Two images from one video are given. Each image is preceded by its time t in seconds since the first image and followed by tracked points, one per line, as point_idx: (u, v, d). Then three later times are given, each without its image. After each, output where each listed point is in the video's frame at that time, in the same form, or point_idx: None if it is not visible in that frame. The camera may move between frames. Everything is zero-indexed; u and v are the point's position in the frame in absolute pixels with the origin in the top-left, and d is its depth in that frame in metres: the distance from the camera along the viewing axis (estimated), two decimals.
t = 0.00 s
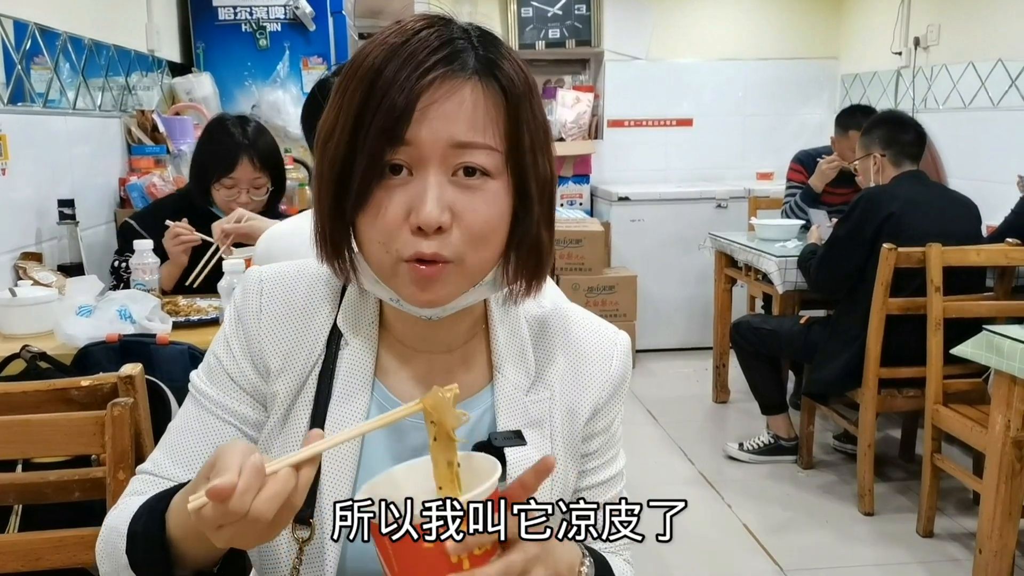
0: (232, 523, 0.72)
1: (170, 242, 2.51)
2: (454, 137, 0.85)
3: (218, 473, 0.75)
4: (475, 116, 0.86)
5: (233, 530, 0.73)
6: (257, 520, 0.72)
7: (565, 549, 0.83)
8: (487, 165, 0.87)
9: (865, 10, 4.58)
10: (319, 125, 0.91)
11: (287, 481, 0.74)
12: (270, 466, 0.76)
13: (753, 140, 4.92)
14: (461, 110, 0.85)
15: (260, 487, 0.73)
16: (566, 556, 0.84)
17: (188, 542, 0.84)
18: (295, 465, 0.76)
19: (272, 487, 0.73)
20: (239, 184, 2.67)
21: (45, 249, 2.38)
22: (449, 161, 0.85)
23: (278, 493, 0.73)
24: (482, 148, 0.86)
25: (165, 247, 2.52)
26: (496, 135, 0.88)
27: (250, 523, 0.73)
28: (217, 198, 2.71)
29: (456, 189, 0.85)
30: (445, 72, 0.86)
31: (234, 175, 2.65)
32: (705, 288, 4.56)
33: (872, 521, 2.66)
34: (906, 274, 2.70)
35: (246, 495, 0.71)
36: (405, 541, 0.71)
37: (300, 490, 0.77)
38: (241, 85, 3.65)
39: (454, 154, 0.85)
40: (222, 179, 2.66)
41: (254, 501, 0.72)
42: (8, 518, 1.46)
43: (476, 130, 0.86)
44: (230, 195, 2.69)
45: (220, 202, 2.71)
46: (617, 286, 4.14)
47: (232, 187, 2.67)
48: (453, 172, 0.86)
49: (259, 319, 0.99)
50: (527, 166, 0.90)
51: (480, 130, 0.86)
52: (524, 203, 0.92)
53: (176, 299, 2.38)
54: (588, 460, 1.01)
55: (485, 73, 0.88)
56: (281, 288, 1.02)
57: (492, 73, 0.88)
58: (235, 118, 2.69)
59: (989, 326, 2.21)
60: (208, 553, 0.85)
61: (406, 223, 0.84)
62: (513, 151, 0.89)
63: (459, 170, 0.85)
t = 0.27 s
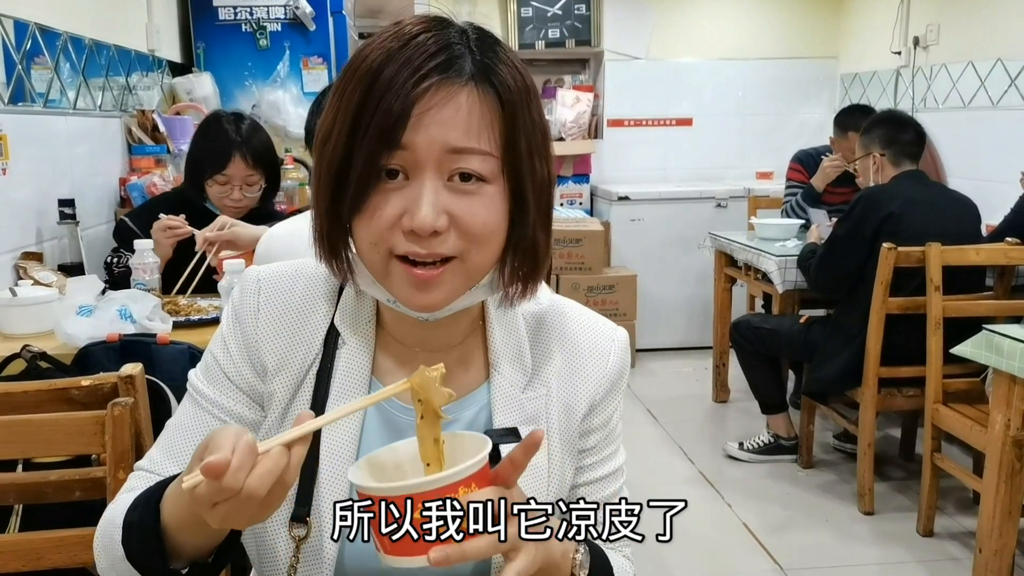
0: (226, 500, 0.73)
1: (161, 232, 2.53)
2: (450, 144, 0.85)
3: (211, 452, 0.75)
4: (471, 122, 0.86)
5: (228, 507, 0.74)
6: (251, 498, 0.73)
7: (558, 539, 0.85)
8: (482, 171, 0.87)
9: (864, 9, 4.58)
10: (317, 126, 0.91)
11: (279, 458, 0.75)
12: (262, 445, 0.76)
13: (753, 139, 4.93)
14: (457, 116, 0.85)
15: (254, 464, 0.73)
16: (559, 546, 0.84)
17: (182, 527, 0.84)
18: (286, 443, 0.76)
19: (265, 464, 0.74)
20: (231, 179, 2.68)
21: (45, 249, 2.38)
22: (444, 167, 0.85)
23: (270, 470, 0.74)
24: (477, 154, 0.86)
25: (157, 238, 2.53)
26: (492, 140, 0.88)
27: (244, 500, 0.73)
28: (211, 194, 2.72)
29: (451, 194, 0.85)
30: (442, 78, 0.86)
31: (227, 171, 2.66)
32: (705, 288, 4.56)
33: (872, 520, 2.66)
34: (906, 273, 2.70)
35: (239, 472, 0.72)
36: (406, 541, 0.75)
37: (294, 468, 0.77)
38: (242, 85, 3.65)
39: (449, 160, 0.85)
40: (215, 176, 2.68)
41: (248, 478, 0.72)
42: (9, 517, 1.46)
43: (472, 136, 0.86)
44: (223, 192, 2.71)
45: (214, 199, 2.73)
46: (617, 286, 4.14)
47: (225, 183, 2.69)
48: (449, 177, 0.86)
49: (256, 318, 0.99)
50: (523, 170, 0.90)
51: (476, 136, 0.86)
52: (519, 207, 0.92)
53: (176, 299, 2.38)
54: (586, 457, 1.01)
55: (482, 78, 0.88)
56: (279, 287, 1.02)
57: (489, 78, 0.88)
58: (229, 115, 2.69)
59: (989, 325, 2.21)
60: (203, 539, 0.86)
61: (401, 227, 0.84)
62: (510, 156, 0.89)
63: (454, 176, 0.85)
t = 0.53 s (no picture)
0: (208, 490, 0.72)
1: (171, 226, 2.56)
2: (452, 161, 0.83)
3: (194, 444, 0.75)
4: (475, 140, 0.84)
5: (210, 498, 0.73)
6: (234, 489, 0.72)
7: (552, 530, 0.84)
8: (485, 187, 0.86)
9: (864, 8, 4.58)
10: (318, 134, 0.89)
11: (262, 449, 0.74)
12: (246, 435, 0.75)
13: (753, 139, 4.92)
14: (460, 133, 0.84)
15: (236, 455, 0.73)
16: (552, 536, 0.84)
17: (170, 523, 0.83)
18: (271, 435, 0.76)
19: (247, 455, 0.73)
20: (224, 177, 2.67)
21: (45, 249, 2.38)
22: (446, 184, 0.84)
23: (252, 462, 0.73)
24: (480, 171, 0.85)
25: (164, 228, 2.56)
26: (495, 155, 0.86)
27: (228, 491, 0.73)
28: (203, 192, 2.72)
29: (454, 211, 0.84)
30: (446, 93, 0.84)
31: (219, 169, 2.66)
32: (705, 287, 4.55)
33: (872, 520, 2.66)
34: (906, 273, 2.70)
35: (220, 463, 0.71)
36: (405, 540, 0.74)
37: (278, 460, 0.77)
38: (241, 84, 3.64)
39: (452, 178, 0.84)
40: (207, 175, 2.67)
41: (230, 468, 0.72)
42: (8, 518, 1.46)
43: (474, 153, 0.84)
44: (215, 191, 2.70)
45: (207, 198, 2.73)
46: (617, 286, 4.14)
47: (217, 181, 2.68)
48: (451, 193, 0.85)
49: (255, 317, 0.99)
50: (525, 184, 0.89)
51: (479, 153, 0.85)
52: (521, 219, 0.90)
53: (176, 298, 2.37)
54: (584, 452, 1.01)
55: (486, 92, 0.86)
56: (279, 286, 1.02)
57: (492, 91, 0.86)
58: (225, 113, 2.68)
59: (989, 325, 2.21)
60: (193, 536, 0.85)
61: (403, 244, 0.84)
62: (512, 170, 0.88)
63: (456, 193, 0.84)
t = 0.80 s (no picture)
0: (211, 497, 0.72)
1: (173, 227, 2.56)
2: (452, 172, 0.82)
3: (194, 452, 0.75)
4: (476, 151, 0.82)
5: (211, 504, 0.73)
6: (238, 494, 0.72)
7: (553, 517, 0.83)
8: (485, 200, 0.84)
9: (865, 8, 4.58)
10: (317, 136, 0.87)
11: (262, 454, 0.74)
12: (246, 441, 0.75)
13: (753, 139, 4.92)
14: (462, 144, 0.82)
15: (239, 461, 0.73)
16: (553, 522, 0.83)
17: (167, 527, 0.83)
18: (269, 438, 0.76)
19: (248, 460, 0.73)
20: (224, 176, 2.68)
21: (46, 248, 2.38)
22: (446, 195, 0.82)
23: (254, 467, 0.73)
24: (480, 182, 0.83)
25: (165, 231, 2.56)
26: (496, 166, 0.85)
27: (229, 497, 0.73)
28: (203, 189, 2.72)
29: (452, 222, 0.83)
30: (448, 103, 0.82)
31: (218, 167, 2.66)
32: (706, 287, 4.55)
33: (872, 520, 2.66)
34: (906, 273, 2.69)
35: (223, 470, 0.71)
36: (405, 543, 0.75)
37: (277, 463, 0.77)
38: (242, 84, 3.64)
39: (451, 190, 0.82)
40: (207, 172, 2.67)
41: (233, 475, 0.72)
42: (9, 518, 1.46)
43: (475, 165, 0.83)
44: (214, 188, 2.70)
45: (206, 194, 2.73)
46: (617, 285, 4.14)
47: (217, 180, 2.68)
48: (451, 205, 0.83)
49: (254, 318, 0.99)
50: (526, 195, 0.87)
51: (481, 164, 0.83)
52: (519, 231, 0.89)
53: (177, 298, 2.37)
54: (583, 450, 1.00)
55: (489, 102, 0.84)
56: (278, 287, 1.01)
57: (496, 102, 0.84)
58: (224, 112, 2.69)
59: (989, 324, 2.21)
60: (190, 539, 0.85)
61: (400, 254, 0.82)
62: (513, 181, 0.86)
63: (455, 205, 0.83)
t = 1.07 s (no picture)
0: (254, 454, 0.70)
1: (161, 228, 2.52)
2: (454, 201, 0.80)
3: (227, 410, 0.72)
4: (479, 180, 0.81)
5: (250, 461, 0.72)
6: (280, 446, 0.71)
7: (553, 473, 0.81)
8: (487, 228, 0.83)
9: (865, 7, 4.57)
10: (318, 154, 0.85)
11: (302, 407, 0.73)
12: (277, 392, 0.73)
13: (754, 138, 4.92)
14: (465, 173, 0.80)
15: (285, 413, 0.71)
16: (553, 479, 0.81)
17: (184, 489, 0.81)
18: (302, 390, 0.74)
19: (287, 410, 0.71)
20: (227, 173, 2.69)
21: (47, 248, 2.38)
22: (447, 223, 0.81)
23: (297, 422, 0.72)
24: (483, 211, 0.82)
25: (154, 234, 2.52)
26: (499, 193, 0.83)
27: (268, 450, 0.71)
28: (205, 188, 2.72)
29: (453, 248, 0.82)
30: (453, 130, 0.80)
31: (222, 165, 2.67)
32: (707, 287, 4.55)
33: (874, 519, 2.65)
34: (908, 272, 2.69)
35: (268, 420, 0.69)
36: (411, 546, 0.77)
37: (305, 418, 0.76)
38: (242, 84, 3.64)
39: (453, 219, 0.81)
40: (211, 170, 2.68)
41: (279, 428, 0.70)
42: (10, 518, 1.46)
43: (478, 194, 0.81)
44: (218, 186, 2.71)
45: (209, 193, 2.73)
46: (618, 285, 4.14)
47: (221, 177, 2.69)
48: (452, 232, 0.82)
49: (253, 320, 0.99)
50: (530, 221, 0.86)
51: (484, 192, 0.82)
52: (522, 257, 0.88)
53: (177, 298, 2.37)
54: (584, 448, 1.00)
55: (494, 127, 0.82)
56: (277, 289, 1.02)
57: (501, 128, 0.82)
58: (226, 111, 2.70)
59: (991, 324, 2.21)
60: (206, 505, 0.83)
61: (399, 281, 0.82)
62: (516, 207, 0.85)
63: (456, 232, 0.82)
